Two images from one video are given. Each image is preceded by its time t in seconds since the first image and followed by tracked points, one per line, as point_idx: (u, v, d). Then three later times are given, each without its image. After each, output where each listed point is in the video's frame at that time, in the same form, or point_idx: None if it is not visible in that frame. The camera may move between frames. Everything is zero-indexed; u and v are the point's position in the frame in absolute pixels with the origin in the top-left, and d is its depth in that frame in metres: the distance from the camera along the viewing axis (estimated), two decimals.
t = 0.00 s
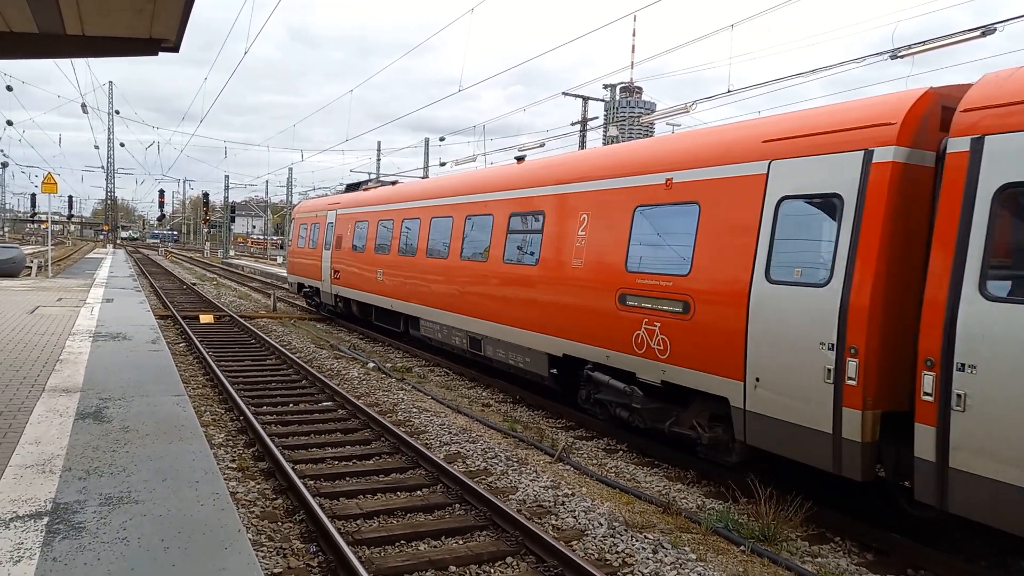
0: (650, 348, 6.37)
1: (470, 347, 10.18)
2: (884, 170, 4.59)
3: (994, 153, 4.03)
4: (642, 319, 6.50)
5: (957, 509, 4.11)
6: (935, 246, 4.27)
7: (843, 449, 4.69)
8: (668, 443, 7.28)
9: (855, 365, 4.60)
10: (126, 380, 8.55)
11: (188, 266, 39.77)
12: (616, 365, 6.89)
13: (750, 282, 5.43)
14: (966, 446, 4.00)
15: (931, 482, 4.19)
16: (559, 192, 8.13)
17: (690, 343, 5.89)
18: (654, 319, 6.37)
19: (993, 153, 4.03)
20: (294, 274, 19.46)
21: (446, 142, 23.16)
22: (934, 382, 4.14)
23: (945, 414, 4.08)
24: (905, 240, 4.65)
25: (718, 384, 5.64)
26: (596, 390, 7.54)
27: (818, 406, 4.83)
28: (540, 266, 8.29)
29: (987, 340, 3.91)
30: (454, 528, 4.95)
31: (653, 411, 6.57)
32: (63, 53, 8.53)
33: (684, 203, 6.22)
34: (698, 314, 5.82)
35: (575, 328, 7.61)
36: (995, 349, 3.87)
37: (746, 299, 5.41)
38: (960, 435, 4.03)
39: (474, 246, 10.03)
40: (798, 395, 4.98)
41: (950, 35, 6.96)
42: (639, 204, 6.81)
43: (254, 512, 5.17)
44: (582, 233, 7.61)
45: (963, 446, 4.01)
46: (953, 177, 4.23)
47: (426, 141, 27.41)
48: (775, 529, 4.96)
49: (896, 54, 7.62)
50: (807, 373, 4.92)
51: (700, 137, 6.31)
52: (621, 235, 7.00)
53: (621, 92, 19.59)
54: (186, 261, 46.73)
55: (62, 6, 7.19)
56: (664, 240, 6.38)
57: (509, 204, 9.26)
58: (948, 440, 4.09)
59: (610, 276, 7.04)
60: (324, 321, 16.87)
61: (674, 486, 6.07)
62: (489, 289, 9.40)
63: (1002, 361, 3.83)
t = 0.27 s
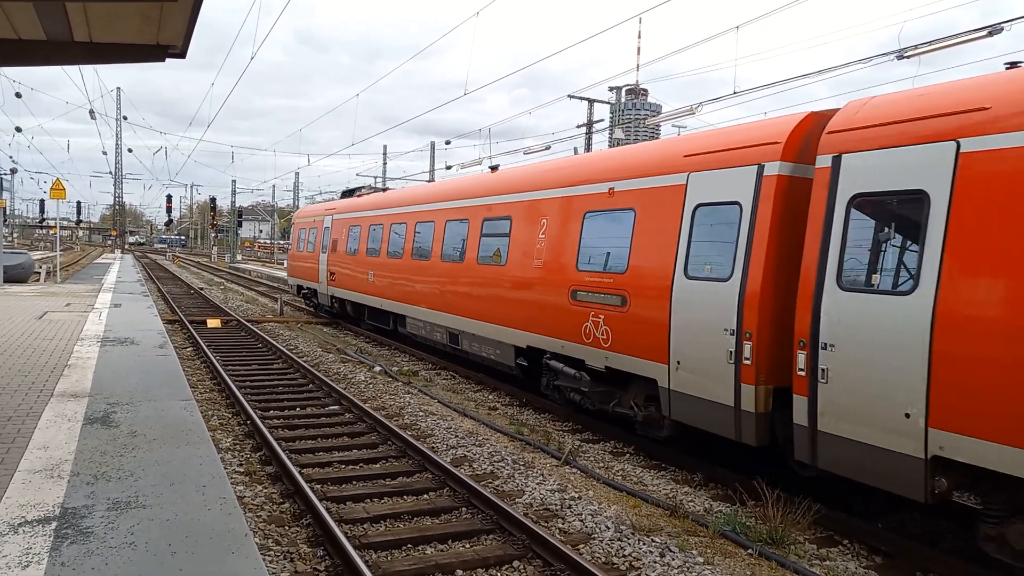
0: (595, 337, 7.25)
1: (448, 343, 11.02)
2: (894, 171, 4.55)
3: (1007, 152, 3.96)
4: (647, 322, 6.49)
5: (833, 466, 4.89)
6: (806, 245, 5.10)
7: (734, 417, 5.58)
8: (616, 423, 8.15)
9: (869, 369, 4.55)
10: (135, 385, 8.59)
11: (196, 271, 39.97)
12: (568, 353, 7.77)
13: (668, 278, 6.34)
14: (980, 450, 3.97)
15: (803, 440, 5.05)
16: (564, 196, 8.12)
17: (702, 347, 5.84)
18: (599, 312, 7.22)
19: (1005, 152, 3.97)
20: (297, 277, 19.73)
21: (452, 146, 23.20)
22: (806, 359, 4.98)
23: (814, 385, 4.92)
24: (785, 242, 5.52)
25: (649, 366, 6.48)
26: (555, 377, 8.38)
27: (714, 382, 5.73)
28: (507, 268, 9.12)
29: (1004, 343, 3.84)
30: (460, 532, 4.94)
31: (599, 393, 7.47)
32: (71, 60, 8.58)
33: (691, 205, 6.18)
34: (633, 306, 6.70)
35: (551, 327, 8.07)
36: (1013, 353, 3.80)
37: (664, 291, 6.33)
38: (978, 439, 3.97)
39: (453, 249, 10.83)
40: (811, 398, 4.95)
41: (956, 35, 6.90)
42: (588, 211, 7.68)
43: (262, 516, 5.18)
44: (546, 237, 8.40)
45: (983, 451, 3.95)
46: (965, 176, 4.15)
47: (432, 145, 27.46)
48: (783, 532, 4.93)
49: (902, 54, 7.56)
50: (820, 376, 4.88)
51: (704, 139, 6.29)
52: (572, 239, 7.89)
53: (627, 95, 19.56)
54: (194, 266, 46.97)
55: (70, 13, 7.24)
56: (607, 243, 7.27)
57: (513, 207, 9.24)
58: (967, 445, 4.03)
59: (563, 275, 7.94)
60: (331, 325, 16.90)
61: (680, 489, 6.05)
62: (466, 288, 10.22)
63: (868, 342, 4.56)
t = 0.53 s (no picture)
0: (553, 328, 7.98)
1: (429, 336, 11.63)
2: (899, 171, 4.53)
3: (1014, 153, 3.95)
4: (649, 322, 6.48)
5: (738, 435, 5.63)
6: (722, 244, 5.81)
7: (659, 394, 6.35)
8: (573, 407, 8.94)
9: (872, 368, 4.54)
10: (139, 386, 8.61)
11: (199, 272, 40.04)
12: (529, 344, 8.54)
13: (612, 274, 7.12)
14: (984, 450, 3.99)
15: (714, 413, 5.81)
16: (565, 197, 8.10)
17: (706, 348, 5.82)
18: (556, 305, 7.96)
19: (1012, 154, 3.96)
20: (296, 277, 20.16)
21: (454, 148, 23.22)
22: (714, 342, 5.75)
23: (719, 365, 5.69)
24: (702, 241, 6.30)
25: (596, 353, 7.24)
26: (520, 366, 9.16)
27: (646, 365, 6.50)
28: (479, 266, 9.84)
29: (1012, 344, 3.82)
30: (465, 532, 4.95)
31: (556, 377, 8.27)
32: (76, 63, 8.61)
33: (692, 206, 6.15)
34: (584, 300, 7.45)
35: (529, 322, 8.52)
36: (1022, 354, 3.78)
37: (606, 286, 7.13)
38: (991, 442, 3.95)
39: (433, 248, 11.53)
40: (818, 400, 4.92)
41: (959, 35, 6.89)
42: (547, 214, 8.42)
43: (267, 517, 5.19)
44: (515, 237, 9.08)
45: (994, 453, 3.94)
46: (972, 176, 4.13)
47: (434, 147, 27.48)
48: (788, 532, 4.92)
49: (905, 55, 7.55)
50: (825, 378, 4.87)
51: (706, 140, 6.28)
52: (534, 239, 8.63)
53: (629, 96, 19.56)
54: (198, 267, 47.07)
55: (75, 16, 7.27)
56: (563, 243, 8.04)
57: (514, 209, 9.22)
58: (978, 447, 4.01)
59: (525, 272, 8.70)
60: (334, 327, 16.91)
61: (685, 490, 6.04)
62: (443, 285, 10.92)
63: (765, 328, 5.28)
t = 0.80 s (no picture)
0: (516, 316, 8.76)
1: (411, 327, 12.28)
2: (900, 166, 4.51)
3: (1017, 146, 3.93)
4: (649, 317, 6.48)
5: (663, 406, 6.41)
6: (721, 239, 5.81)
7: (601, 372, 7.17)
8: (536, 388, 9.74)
9: (875, 361, 4.55)
10: (144, 386, 8.63)
11: (202, 271, 40.09)
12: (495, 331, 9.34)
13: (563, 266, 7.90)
14: (986, 444, 3.99)
15: (644, 387, 6.59)
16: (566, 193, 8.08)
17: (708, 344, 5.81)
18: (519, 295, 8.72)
19: (1015, 147, 3.94)
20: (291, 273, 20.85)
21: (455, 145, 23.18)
22: (676, 331, 6.13)
23: (722, 360, 5.67)
24: (634, 238, 7.09)
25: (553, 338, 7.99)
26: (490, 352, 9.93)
27: (590, 347, 7.30)
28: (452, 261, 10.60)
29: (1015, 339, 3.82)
30: (469, 530, 4.96)
31: (518, 361, 9.13)
32: (76, 64, 8.62)
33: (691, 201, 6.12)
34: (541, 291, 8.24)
35: (503, 312, 9.07)
36: None
37: (558, 278, 7.92)
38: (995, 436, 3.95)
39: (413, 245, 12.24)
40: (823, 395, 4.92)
41: (961, 28, 6.85)
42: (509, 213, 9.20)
43: (271, 515, 5.20)
44: (485, 234, 9.79)
45: (998, 448, 3.94)
46: (975, 170, 4.11)
47: (435, 144, 27.46)
48: (792, 527, 4.93)
49: (907, 48, 7.51)
50: (827, 373, 4.87)
51: (706, 135, 6.26)
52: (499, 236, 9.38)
53: (630, 92, 19.51)
54: (201, 266, 47.17)
55: (75, 17, 7.27)
56: (523, 240, 8.82)
57: (515, 206, 9.22)
58: (982, 441, 4.01)
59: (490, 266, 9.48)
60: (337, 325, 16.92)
61: (689, 486, 6.05)
62: (421, 279, 11.66)
63: (682, 314, 6.05)
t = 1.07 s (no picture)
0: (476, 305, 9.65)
1: (389, 317, 12.94)
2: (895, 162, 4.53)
3: (1011, 141, 3.94)
4: (645, 315, 6.50)
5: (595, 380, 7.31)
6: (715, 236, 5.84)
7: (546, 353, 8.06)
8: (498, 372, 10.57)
9: (870, 356, 4.57)
10: (137, 383, 8.59)
11: (195, 267, 39.96)
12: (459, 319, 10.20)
13: (518, 260, 8.74)
14: (981, 438, 4.01)
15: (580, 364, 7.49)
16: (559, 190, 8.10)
17: (704, 340, 5.84)
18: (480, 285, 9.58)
19: (1008, 142, 3.95)
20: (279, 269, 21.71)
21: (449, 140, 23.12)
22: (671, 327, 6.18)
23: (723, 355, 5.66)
24: (572, 233, 7.95)
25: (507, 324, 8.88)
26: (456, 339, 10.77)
27: (539, 331, 8.15)
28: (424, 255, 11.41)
29: (1007, 333, 3.84)
30: (466, 525, 4.97)
31: (480, 346, 10.00)
32: (67, 59, 8.55)
33: (686, 197, 6.13)
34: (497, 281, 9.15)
35: (467, 302, 9.92)
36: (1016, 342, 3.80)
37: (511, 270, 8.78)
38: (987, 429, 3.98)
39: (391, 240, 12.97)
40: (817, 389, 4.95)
41: (954, 23, 6.87)
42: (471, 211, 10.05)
43: (267, 512, 5.20)
44: (453, 230, 10.57)
45: (990, 441, 3.97)
46: (969, 165, 4.13)
47: (429, 139, 27.37)
48: (787, 521, 4.95)
49: (900, 43, 7.53)
50: (821, 368, 4.90)
51: (701, 131, 6.27)
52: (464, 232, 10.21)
53: (623, 87, 19.50)
54: (194, 262, 47.05)
55: (66, 12, 7.21)
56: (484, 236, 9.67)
57: (509, 201, 9.18)
58: (974, 435, 4.04)
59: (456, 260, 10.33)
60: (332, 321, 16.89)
61: (684, 480, 6.07)
62: (396, 273, 12.43)
63: (608, 301, 6.94)
